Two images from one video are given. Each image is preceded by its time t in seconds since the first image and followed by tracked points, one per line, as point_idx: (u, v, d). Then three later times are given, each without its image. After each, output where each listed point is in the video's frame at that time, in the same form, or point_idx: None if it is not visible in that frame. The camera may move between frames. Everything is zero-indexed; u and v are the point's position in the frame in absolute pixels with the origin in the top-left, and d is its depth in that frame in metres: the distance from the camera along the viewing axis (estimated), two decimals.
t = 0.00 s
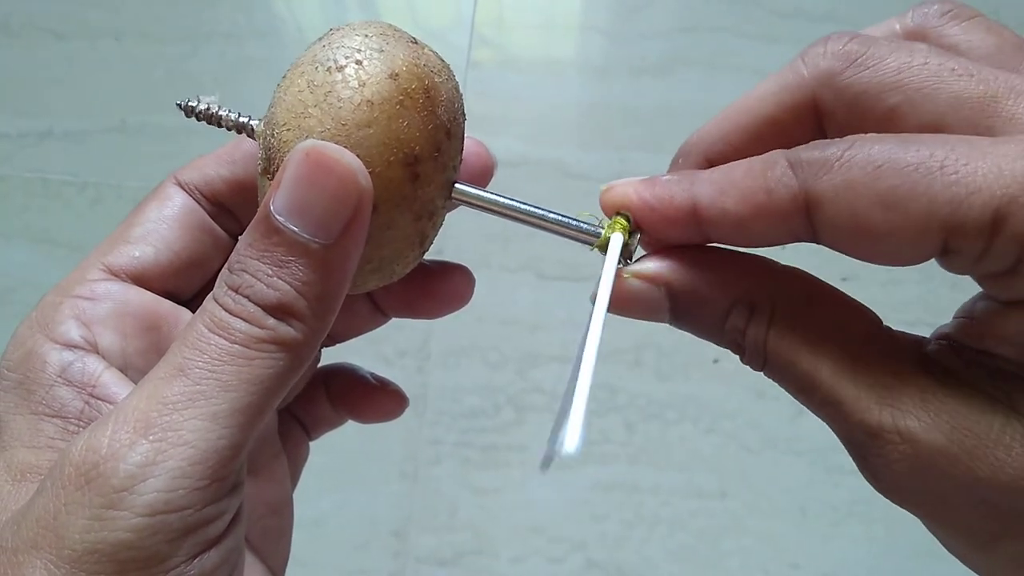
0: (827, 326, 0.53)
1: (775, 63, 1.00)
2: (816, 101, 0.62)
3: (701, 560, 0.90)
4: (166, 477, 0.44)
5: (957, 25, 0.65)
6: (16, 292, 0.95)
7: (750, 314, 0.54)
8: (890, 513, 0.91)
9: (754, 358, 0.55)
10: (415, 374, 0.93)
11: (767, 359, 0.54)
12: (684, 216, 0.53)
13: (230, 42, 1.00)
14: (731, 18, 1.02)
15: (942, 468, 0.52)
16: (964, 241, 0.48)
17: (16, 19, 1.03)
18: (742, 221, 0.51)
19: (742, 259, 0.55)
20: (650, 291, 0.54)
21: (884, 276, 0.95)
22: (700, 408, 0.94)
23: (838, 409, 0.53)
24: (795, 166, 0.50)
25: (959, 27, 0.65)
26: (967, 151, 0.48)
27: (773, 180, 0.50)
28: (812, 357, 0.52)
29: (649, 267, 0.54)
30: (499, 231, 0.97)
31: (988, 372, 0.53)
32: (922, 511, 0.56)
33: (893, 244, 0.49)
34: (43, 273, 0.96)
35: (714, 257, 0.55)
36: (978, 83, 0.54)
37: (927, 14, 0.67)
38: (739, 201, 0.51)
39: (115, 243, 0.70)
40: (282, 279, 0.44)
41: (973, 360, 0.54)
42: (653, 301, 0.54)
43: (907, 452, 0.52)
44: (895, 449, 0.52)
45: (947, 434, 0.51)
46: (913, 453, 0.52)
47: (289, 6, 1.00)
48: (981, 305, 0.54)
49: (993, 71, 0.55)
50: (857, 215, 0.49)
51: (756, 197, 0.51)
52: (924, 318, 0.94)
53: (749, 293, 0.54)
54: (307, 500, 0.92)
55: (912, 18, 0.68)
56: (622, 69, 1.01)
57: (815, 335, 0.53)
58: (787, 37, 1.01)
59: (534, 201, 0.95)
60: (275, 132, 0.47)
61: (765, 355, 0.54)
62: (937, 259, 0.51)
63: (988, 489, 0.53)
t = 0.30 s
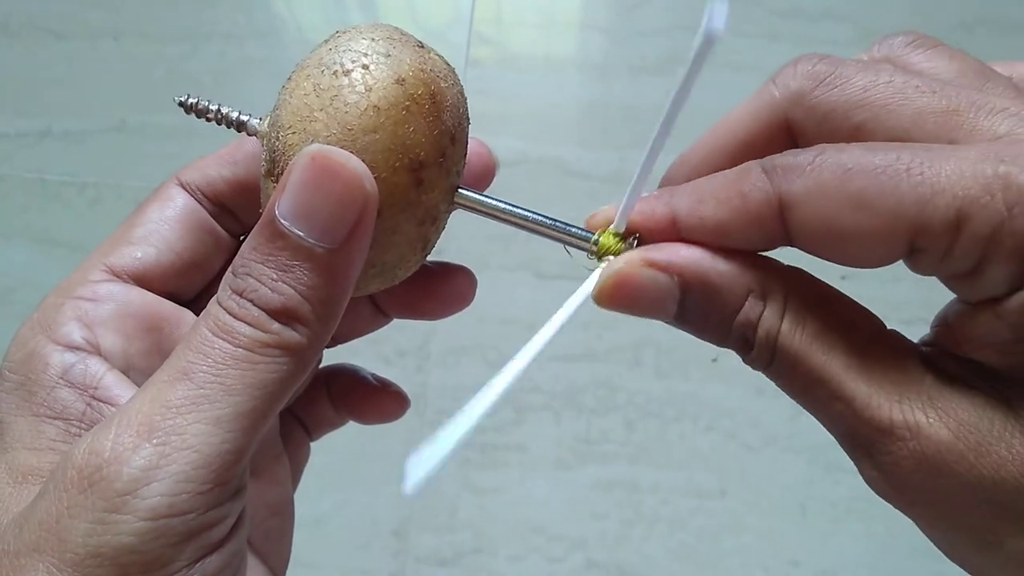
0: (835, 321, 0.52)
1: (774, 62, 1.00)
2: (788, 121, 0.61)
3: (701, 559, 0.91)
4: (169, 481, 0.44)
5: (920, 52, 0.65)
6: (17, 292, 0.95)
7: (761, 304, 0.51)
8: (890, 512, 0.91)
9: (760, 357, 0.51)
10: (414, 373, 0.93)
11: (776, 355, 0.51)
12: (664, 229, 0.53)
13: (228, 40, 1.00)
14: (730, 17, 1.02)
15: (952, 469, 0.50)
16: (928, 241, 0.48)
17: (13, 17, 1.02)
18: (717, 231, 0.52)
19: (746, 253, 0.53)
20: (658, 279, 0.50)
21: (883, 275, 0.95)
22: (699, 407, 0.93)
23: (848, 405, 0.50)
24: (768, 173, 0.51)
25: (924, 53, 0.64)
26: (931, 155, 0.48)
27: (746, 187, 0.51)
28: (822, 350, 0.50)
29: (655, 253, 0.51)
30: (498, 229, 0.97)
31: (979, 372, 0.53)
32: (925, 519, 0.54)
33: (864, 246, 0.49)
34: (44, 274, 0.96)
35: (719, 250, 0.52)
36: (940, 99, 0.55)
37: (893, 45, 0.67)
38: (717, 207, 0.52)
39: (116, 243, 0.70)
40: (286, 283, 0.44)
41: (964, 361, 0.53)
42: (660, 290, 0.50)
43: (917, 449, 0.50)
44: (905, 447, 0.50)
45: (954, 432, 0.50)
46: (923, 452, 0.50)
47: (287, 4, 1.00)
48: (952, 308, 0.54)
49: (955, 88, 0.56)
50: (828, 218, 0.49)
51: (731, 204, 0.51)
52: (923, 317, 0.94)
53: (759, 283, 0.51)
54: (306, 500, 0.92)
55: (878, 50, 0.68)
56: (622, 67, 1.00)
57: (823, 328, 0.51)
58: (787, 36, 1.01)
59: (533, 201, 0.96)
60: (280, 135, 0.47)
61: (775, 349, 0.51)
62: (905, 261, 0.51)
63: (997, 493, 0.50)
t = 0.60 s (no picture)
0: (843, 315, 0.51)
1: (774, 64, 1.00)
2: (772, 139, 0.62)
3: (700, 560, 0.91)
4: (170, 481, 0.44)
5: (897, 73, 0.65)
6: (17, 293, 0.96)
7: (772, 295, 0.50)
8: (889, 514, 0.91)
9: (764, 350, 0.51)
10: (414, 374, 0.93)
11: (782, 347, 0.51)
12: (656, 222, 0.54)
13: (228, 41, 1.00)
14: (730, 18, 1.02)
15: (949, 464, 0.51)
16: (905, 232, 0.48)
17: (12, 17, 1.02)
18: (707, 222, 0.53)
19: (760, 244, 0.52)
20: (669, 261, 0.50)
21: (883, 277, 0.95)
22: (698, 408, 0.93)
23: (852, 398, 0.50)
24: (755, 166, 0.51)
25: (900, 75, 0.65)
26: (911, 153, 0.49)
27: (733, 178, 0.52)
28: (830, 343, 0.50)
29: (669, 235, 0.50)
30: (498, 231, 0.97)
31: (972, 373, 0.52)
32: (918, 512, 0.54)
33: (842, 237, 0.49)
34: (44, 274, 0.96)
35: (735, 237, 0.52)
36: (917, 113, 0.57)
37: (871, 67, 0.67)
38: (709, 199, 0.53)
39: (118, 243, 0.70)
40: (289, 284, 0.44)
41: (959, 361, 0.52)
42: (668, 273, 0.50)
43: (918, 443, 0.50)
44: (907, 440, 0.51)
45: (954, 429, 0.50)
46: (922, 445, 0.50)
47: (286, 4, 1.00)
48: (935, 309, 0.53)
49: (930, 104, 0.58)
50: (809, 209, 0.49)
51: (718, 195, 0.52)
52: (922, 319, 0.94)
53: (771, 273, 0.50)
54: (306, 501, 0.92)
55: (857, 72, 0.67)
56: (622, 69, 1.00)
57: (829, 321, 0.51)
58: (786, 38, 1.01)
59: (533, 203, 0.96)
60: (283, 136, 0.47)
61: (782, 342, 0.50)
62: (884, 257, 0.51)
63: (994, 488, 0.51)
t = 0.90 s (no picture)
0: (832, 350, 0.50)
1: (778, 68, 1.00)
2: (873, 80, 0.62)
3: (702, 565, 0.90)
4: (160, 477, 0.44)
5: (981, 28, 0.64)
6: (17, 294, 0.95)
7: (736, 343, 0.51)
8: (893, 518, 0.91)
9: (747, 396, 0.52)
10: (416, 377, 0.93)
11: (761, 390, 0.51)
12: (745, 154, 0.56)
13: (233, 45, 1.00)
14: (734, 22, 1.02)
15: (969, 487, 0.48)
16: None
17: (16, 20, 1.02)
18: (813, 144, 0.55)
19: (730, 288, 0.52)
20: (631, 317, 0.54)
21: (887, 280, 0.95)
22: (701, 412, 0.93)
23: (848, 434, 0.49)
24: (867, 89, 0.53)
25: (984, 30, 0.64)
26: None
27: (842, 100, 0.54)
28: (815, 383, 0.49)
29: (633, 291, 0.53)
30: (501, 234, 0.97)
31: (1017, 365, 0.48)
32: (951, 534, 0.51)
33: (961, 173, 0.50)
34: (46, 276, 0.96)
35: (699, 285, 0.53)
36: None
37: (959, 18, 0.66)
38: (809, 129, 0.55)
39: (107, 243, 0.70)
40: (277, 279, 0.44)
41: (1002, 365, 0.48)
42: (634, 328, 0.54)
43: (930, 471, 0.48)
44: (918, 470, 0.48)
45: (971, 448, 0.47)
46: (936, 472, 0.48)
47: (292, 9, 1.00)
48: None
49: None
50: (929, 138, 0.51)
51: (828, 119, 0.54)
52: (927, 323, 0.93)
53: (733, 321, 0.51)
54: (305, 504, 0.91)
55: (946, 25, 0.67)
56: (625, 73, 1.01)
57: (810, 361, 0.50)
58: (789, 41, 1.01)
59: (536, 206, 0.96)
60: (270, 132, 0.47)
61: (759, 385, 0.51)
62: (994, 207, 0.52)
63: None
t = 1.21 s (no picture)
0: (825, 325, 0.50)
1: (773, 70, 1.00)
2: (844, 92, 0.63)
3: (693, 564, 0.91)
4: (165, 482, 0.44)
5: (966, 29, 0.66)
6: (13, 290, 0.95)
7: (739, 315, 0.51)
8: (883, 519, 0.92)
9: (748, 366, 0.52)
10: (410, 376, 0.93)
11: (762, 365, 0.51)
12: (707, 196, 0.52)
13: (227, 41, 1.00)
14: (729, 24, 1.02)
15: (955, 465, 0.49)
16: (1006, 214, 0.47)
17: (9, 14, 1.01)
18: (773, 201, 0.51)
19: (730, 263, 0.52)
20: (635, 297, 0.51)
21: (879, 283, 0.95)
22: (693, 413, 0.93)
23: (842, 409, 0.49)
24: (828, 142, 0.50)
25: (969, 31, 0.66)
26: (1011, 126, 0.47)
27: (803, 155, 0.50)
28: (812, 359, 0.49)
29: (634, 269, 0.52)
30: (495, 232, 0.97)
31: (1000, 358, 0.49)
32: (927, 505, 0.53)
33: (936, 217, 0.48)
34: (41, 273, 0.96)
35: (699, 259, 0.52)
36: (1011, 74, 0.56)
37: (936, 20, 0.69)
38: (771, 176, 0.51)
39: (118, 243, 0.70)
40: (286, 285, 0.44)
41: (991, 354, 0.49)
42: (638, 307, 0.51)
43: (919, 449, 0.49)
44: (907, 447, 0.49)
45: (962, 430, 0.48)
46: (925, 450, 0.49)
47: (287, 6, 1.00)
48: (1010, 292, 0.52)
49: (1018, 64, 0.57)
50: (897, 188, 0.48)
51: (788, 173, 0.51)
52: (918, 325, 0.94)
53: (737, 294, 0.51)
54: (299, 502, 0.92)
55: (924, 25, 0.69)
56: (620, 73, 1.01)
57: (813, 333, 0.50)
58: (785, 43, 1.01)
59: (531, 205, 0.96)
60: (283, 137, 0.48)
61: (760, 361, 0.51)
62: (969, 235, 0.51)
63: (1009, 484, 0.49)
